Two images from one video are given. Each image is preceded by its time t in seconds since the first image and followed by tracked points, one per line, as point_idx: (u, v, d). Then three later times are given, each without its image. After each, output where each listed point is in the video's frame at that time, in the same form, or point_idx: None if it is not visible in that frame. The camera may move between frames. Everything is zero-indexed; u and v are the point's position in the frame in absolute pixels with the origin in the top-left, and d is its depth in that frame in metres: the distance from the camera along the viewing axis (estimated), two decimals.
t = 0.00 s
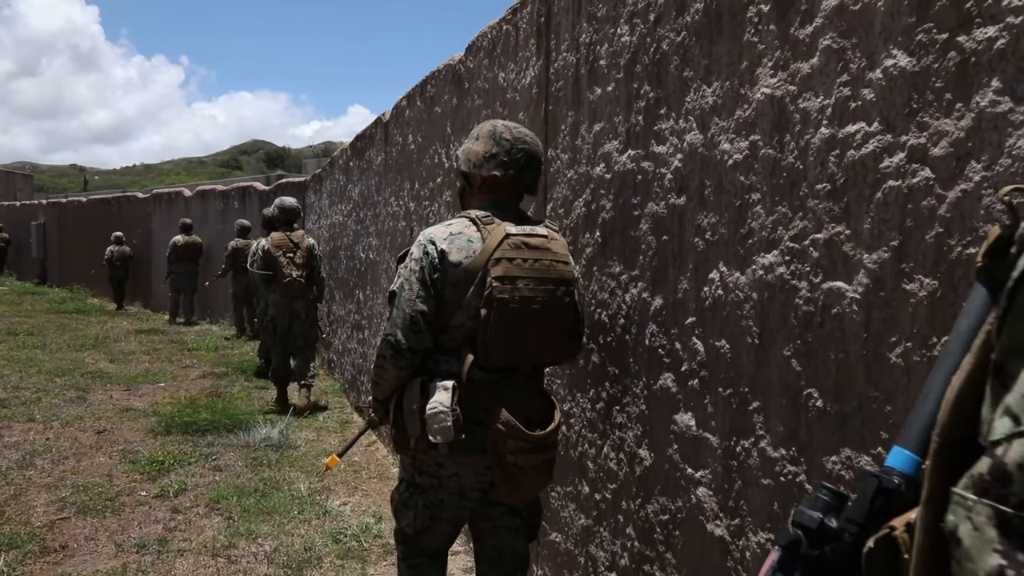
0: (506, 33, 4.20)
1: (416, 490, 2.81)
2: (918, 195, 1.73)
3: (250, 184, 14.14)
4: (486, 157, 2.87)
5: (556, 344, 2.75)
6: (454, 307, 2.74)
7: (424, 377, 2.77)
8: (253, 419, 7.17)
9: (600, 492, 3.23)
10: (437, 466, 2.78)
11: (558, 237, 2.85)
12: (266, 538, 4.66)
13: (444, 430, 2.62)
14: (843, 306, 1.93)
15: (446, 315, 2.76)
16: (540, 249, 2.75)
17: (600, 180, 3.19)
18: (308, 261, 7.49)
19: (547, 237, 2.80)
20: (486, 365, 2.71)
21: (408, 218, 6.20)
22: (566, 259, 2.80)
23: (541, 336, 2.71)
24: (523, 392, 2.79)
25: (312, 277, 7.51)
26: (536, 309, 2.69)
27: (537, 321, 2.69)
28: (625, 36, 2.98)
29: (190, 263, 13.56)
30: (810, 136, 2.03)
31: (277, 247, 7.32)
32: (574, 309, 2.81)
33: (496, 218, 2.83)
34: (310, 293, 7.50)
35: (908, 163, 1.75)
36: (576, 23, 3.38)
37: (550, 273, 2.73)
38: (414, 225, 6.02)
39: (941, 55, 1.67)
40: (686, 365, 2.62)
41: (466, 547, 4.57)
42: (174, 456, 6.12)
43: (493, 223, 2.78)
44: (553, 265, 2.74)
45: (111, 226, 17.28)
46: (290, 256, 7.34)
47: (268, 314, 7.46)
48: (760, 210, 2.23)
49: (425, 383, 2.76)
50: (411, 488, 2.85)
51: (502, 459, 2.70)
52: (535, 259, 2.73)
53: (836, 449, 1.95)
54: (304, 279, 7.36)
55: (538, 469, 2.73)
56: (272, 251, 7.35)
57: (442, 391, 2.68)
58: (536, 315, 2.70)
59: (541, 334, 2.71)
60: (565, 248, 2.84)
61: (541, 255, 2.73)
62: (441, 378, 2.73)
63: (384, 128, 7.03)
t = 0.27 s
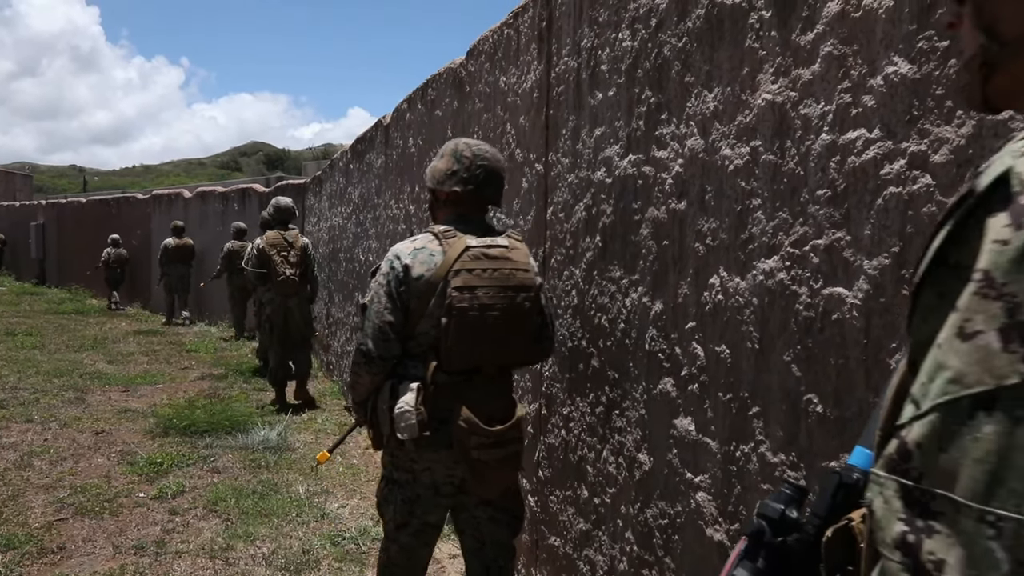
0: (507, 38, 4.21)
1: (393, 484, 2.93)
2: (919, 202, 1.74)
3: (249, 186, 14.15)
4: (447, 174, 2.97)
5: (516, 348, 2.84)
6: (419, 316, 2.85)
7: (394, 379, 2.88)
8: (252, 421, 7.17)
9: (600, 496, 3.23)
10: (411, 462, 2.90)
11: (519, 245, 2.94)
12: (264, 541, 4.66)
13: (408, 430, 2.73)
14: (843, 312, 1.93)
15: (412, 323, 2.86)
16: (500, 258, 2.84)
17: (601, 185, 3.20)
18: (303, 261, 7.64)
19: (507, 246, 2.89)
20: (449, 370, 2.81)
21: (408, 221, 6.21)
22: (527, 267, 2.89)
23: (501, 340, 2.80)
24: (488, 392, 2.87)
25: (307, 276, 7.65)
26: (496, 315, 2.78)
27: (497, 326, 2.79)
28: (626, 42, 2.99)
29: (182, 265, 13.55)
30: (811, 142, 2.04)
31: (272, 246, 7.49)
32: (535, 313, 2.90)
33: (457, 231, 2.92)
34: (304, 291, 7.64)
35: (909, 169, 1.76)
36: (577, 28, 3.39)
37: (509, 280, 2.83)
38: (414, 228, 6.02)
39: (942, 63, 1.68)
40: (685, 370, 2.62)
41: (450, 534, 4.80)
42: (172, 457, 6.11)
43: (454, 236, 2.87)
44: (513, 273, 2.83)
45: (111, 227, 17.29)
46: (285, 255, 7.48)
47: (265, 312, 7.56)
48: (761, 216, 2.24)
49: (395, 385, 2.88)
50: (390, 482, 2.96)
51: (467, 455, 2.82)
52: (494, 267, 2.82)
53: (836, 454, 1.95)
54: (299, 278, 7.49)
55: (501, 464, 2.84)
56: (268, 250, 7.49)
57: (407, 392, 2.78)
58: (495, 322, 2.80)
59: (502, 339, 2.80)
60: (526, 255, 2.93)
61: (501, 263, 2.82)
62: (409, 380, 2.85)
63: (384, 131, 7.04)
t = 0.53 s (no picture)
0: (507, 40, 4.22)
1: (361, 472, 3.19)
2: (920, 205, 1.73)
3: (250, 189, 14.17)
4: (398, 185, 3.24)
5: (467, 342, 3.11)
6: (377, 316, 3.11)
7: (356, 371, 3.16)
8: (252, 423, 7.16)
9: (600, 498, 3.23)
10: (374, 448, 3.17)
11: (471, 247, 3.20)
12: (264, 543, 4.66)
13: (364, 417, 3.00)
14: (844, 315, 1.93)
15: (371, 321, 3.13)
16: (452, 259, 3.12)
17: (601, 187, 3.20)
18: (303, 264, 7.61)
19: (459, 248, 3.16)
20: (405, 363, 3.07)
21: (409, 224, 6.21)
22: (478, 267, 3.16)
23: (453, 334, 3.07)
24: (443, 384, 3.12)
25: (307, 280, 7.63)
26: (448, 311, 3.06)
27: (448, 322, 3.06)
28: (626, 44, 2.99)
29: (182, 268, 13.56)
30: (812, 144, 2.04)
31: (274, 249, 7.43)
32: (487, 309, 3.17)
33: (413, 235, 3.20)
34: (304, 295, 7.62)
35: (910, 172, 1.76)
36: (577, 31, 3.39)
37: (460, 279, 3.10)
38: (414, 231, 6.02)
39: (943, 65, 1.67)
40: (686, 372, 2.62)
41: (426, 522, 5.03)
42: (172, 460, 6.11)
43: (408, 240, 3.14)
44: (463, 272, 3.10)
45: (111, 230, 17.30)
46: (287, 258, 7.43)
47: (265, 314, 7.61)
48: (761, 219, 2.24)
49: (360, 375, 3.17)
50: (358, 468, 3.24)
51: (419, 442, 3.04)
52: (447, 268, 3.09)
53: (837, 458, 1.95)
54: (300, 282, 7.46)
55: (451, 452, 3.04)
56: (269, 253, 7.43)
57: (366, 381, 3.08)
58: (448, 318, 3.07)
59: (454, 333, 3.07)
60: (478, 256, 3.20)
61: (451, 264, 3.09)
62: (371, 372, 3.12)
63: (384, 134, 7.05)
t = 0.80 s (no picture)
0: (509, 44, 4.22)
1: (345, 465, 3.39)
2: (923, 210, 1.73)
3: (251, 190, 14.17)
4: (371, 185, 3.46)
5: (439, 333, 3.29)
6: (354, 310, 3.32)
7: (337, 361, 3.39)
8: (252, 425, 7.16)
9: (599, 503, 3.22)
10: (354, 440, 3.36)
11: (443, 242, 3.38)
12: (262, 545, 4.65)
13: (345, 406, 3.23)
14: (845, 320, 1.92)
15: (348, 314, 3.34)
16: (424, 255, 3.29)
17: (602, 191, 3.20)
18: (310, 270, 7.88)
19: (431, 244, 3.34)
20: (381, 354, 3.26)
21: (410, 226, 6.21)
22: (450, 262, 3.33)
23: (425, 325, 3.25)
24: (419, 374, 3.30)
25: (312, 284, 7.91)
26: (422, 304, 3.24)
27: (421, 314, 3.24)
28: (628, 48, 2.99)
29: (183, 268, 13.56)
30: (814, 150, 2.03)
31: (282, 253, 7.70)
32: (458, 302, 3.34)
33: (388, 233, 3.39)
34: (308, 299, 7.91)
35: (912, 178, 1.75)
36: (579, 35, 3.39)
37: (432, 273, 3.27)
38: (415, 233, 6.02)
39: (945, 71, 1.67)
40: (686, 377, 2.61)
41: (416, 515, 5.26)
42: (171, 461, 6.11)
43: (382, 238, 3.32)
44: (434, 266, 3.27)
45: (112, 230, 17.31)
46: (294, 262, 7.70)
47: (270, 315, 7.97)
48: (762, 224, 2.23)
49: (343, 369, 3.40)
50: (344, 464, 3.42)
51: (395, 430, 3.22)
52: (419, 263, 3.26)
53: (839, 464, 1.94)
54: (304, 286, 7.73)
55: (425, 439, 3.22)
56: (277, 256, 7.69)
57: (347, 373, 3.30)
58: (421, 310, 3.24)
59: (426, 324, 3.25)
60: (450, 251, 3.37)
61: (423, 259, 3.26)
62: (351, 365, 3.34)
63: (385, 136, 7.05)
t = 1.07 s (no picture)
0: (507, 46, 4.22)
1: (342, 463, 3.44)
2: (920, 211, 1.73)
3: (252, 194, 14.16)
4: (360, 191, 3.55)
5: (430, 332, 3.37)
6: (348, 313, 3.39)
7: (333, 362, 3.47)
8: (252, 428, 7.16)
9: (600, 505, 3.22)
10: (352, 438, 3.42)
11: (432, 244, 3.45)
12: (263, 548, 4.65)
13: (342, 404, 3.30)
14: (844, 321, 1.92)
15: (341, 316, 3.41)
16: (413, 257, 3.36)
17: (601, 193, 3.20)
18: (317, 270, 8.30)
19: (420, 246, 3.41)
20: (376, 353, 3.34)
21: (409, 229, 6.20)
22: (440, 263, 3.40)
23: (417, 325, 3.33)
24: (413, 372, 3.39)
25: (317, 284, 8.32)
26: (413, 305, 3.31)
27: (413, 314, 3.31)
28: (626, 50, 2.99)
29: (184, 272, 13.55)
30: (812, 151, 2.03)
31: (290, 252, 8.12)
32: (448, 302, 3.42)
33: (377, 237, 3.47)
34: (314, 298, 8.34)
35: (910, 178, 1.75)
36: (577, 38, 3.40)
37: (422, 274, 3.34)
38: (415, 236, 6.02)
39: (941, 72, 1.67)
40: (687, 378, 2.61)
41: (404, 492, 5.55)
42: (172, 465, 6.11)
43: (373, 242, 3.39)
44: (425, 267, 3.34)
45: (113, 234, 17.30)
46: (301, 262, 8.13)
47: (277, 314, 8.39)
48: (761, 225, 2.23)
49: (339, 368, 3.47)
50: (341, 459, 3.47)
51: (392, 427, 3.31)
52: (410, 265, 3.34)
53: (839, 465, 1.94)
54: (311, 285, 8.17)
55: (421, 435, 3.31)
56: (286, 256, 8.14)
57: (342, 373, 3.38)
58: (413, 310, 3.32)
59: (417, 324, 3.33)
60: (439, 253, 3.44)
61: (413, 261, 3.33)
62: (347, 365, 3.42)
63: (385, 139, 7.05)
